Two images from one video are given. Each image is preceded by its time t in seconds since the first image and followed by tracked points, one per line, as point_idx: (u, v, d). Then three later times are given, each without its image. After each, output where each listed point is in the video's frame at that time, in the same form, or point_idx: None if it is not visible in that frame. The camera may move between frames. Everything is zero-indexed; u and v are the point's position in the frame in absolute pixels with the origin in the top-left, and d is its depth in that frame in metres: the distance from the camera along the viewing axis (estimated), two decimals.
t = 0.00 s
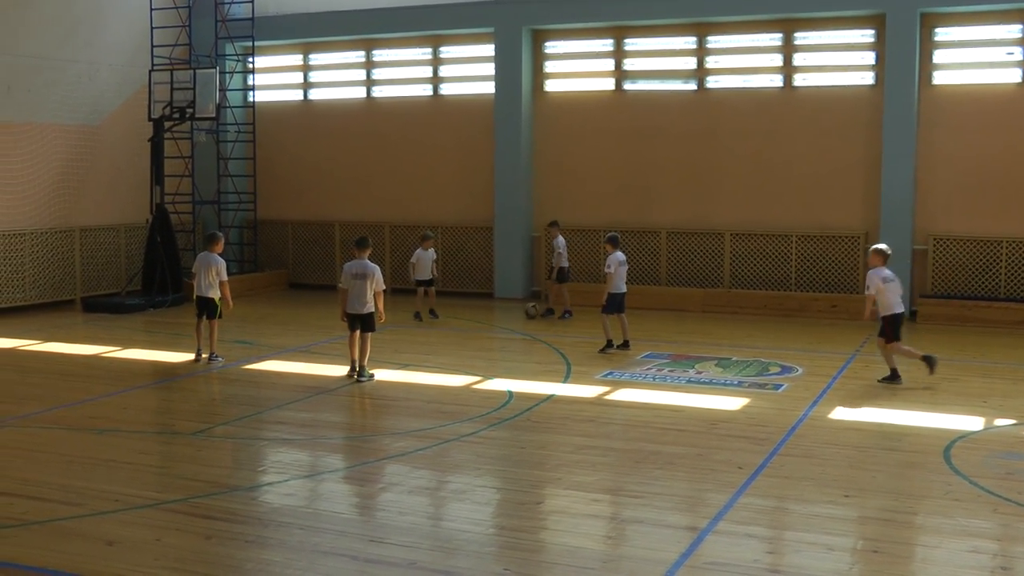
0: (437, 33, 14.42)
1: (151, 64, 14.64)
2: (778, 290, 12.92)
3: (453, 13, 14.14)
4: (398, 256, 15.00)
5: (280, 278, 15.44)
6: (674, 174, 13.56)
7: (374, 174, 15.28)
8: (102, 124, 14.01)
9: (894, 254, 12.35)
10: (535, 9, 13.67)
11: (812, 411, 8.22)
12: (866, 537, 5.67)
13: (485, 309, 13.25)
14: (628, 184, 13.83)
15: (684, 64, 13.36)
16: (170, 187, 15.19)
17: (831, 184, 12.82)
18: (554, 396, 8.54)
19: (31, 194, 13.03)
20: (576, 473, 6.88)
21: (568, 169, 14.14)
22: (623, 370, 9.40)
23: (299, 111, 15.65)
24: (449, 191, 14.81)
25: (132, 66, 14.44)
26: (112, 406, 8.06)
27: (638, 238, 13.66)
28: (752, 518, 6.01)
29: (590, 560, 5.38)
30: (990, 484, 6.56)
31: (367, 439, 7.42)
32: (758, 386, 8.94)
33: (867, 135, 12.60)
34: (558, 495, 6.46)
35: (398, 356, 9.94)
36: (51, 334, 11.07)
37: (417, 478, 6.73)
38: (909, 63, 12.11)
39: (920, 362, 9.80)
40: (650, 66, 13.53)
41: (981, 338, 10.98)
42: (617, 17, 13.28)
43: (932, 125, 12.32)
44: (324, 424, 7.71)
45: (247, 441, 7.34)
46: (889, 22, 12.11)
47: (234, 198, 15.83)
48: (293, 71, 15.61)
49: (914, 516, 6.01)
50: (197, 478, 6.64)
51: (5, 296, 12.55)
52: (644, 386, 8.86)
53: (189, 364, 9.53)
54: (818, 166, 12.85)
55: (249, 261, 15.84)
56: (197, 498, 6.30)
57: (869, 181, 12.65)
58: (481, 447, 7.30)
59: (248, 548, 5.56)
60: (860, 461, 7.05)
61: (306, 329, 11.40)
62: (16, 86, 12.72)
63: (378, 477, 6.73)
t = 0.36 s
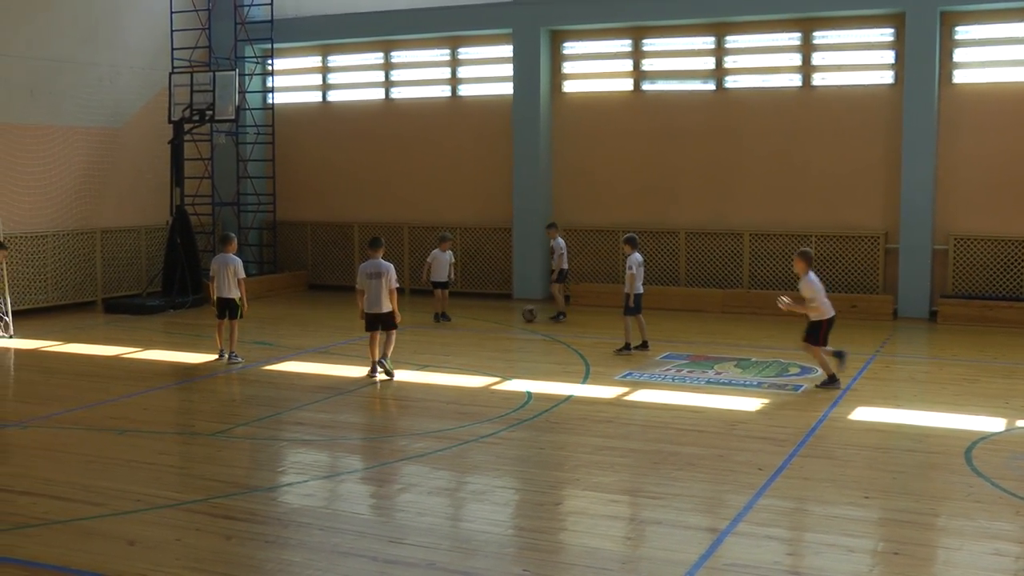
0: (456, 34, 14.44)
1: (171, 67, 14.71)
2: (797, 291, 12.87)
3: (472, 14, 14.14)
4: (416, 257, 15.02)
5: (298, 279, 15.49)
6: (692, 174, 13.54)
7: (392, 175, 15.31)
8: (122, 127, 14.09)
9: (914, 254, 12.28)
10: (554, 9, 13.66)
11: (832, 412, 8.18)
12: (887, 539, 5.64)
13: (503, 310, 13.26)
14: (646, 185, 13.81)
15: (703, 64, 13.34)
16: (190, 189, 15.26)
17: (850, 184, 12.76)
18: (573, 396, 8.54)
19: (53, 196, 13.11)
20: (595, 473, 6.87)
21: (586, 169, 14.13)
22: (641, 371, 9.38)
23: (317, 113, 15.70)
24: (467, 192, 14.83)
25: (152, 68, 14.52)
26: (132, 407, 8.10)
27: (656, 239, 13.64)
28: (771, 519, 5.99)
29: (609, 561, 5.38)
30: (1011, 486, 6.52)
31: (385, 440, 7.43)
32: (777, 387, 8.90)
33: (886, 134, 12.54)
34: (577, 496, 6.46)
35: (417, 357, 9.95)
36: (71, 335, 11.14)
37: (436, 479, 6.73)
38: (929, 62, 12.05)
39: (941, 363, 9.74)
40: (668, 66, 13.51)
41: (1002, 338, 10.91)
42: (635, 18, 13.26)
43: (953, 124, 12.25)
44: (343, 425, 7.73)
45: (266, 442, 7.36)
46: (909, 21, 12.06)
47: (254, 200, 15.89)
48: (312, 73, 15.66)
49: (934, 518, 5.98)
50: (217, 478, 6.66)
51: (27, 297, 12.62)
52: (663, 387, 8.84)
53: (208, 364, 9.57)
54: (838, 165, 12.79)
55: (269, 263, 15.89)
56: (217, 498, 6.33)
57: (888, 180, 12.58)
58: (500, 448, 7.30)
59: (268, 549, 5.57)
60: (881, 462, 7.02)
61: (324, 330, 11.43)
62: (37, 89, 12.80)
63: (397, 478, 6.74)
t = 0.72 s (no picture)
0: (471, 35, 14.44)
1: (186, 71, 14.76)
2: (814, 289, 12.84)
3: (486, 15, 14.14)
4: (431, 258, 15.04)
5: (316, 281, 15.52)
6: (708, 174, 13.51)
7: (408, 177, 15.33)
8: (139, 131, 14.15)
9: (931, 252, 12.23)
10: (569, 10, 13.65)
11: (850, 411, 8.15)
12: (906, 538, 5.61)
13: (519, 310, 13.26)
14: (662, 184, 13.79)
15: (718, 63, 13.31)
16: (207, 192, 15.32)
17: (867, 182, 12.72)
18: (590, 396, 8.53)
19: (71, 200, 13.19)
20: (613, 473, 6.87)
21: (602, 170, 14.13)
22: (659, 371, 9.37)
23: (333, 115, 15.74)
24: (482, 193, 14.84)
25: (168, 72, 14.57)
26: (151, 409, 8.14)
27: (672, 238, 13.62)
28: (790, 519, 5.97)
29: (627, 561, 5.37)
30: None
31: (403, 441, 7.44)
32: (795, 386, 8.87)
33: (903, 132, 12.49)
34: (595, 496, 6.45)
35: (434, 359, 9.96)
36: (89, 338, 11.20)
37: (455, 480, 6.74)
38: (945, 60, 11.99)
39: (960, 361, 9.69)
40: (684, 66, 13.49)
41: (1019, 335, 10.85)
42: (650, 18, 13.24)
43: (970, 121, 12.19)
44: (361, 427, 7.74)
45: (285, 444, 7.38)
46: (925, 18, 12.01)
47: (270, 203, 15.93)
48: (327, 76, 15.69)
49: (954, 517, 5.95)
50: (236, 480, 6.68)
51: (47, 301, 12.75)
52: (680, 387, 8.82)
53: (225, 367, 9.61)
54: (854, 163, 12.75)
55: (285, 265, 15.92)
56: (236, 500, 6.35)
57: (905, 178, 12.53)
58: (518, 449, 7.30)
59: (287, 550, 5.59)
60: (900, 461, 6.99)
61: (341, 332, 11.45)
62: (55, 94, 12.87)
63: (415, 479, 6.76)
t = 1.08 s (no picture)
0: (488, 36, 14.44)
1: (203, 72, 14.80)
2: (831, 289, 12.80)
3: (502, 15, 14.15)
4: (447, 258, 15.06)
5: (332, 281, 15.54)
6: (724, 174, 13.49)
7: (424, 177, 15.34)
8: (156, 132, 14.18)
9: (948, 252, 12.19)
10: (586, 10, 13.63)
11: (867, 412, 8.12)
12: (923, 539, 5.59)
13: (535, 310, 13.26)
14: (678, 184, 13.77)
15: (735, 63, 13.28)
16: (224, 193, 15.36)
17: (884, 182, 12.68)
18: (607, 397, 8.52)
19: (90, 201, 13.23)
20: (629, 474, 6.86)
21: (617, 170, 14.11)
22: (676, 371, 9.35)
23: (349, 115, 15.77)
24: (498, 193, 14.85)
25: (185, 73, 14.61)
26: (168, 409, 8.16)
27: (688, 239, 13.61)
28: (807, 520, 5.96)
29: (644, 562, 5.36)
30: None
31: (420, 442, 7.44)
32: (812, 387, 8.85)
33: (920, 132, 12.45)
34: (612, 497, 6.44)
35: (450, 359, 9.96)
36: (105, 338, 11.23)
37: (471, 480, 6.74)
38: (963, 59, 11.95)
39: (977, 362, 9.64)
40: (700, 66, 13.47)
41: None
42: (667, 18, 13.22)
43: (987, 121, 12.14)
44: (377, 427, 7.74)
45: (302, 444, 7.38)
46: (943, 17, 11.97)
47: (287, 203, 15.96)
48: (344, 76, 15.71)
49: (972, 518, 5.92)
50: (254, 480, 6.69)
51: (65, 301, 12.82)
52: (697, 388, 8.81)
53: (242, 366, 9.64)
54: (872, 163, 12.71)
55: (302, 265, 15.94)
56: (253, 500, 6.36)
57: (922, 178, 12.49)
58: (535, 449, 7.29)
59: (304, 550, 5.60)
60: (918, 463, 6.96)
61: (356, 332, 11.45)
62: (72, 96, 12.91)
63: (432, 479, 6.76)
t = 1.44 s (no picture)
0: (504, 37, 14.45)
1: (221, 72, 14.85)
2: (847, 291, 12.76)
3: (518, 16, 14.16)
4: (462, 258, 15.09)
5: (348, 281, 15.57)
6: (740, 175, 13.47)
7: (441, 177, 15.36)
8: (173, 132, 14.23)
9: (965, 255, 12.13)
10: (603, 10, 13.61)
11: (883, 414, 8.09)
12: (940, 543, 5.56)
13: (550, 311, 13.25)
14: (694, 185, 13.76)
15: (751, 64, 13.25)
16: (241, 193, 15.41)
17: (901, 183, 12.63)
18: (622, 398, 8.51)
19: (108, 200, 13.30)
20: (644, 475, 6.85)
21: (633, 171, 14.10)
22: (691, 372, 9.33)
23: (365, 116, 15.80)
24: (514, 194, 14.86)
25: (202, 73, 14.66)
26: (184, 408, 8.19)
27: (704, 240, 13.59)
28: (823, 522, 5.94)
29: (659, 564, 5.35)
30: None
31: (435, 442, 7.44)
32: (828, 388, 8.82)
33: (938, 133, 12.39)
34: (627, 498, 6.43)
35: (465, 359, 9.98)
36: (122, 337, 11.28)
37: (487, 481, 6.74)
38: (981, 60, 11.89)
39: (994, 364, 9.60)
40: (716, 67, 13.45)
41: None
42: (683, 18, 13.20)
43: (1005, 122, 12.07)
44: (392, 427, 7.75)
45: (318, 443, 7.40)
46: (961, 18, 11.91)
47: (303, 203, 16.00)
48: (360, 77, 15.75)
49: (989, 522, 5.89)
50: (270, 479, 6.71)
51: (82, 300, 12.91)
52: (713, 389, 8.79)
53: (259, 366, 9.68)
54: (889, 165, 12.67)
55: (318, 265, 15.98)
56: (269, 499, 6.38)
57: (940, 180, 12.43)
58: (551, 450, 7.29)
59: (319, 549, 5.61)
60: (935, 465, 6.93)
61: (371, 333, 11.47)
62: (90, 96, 12.96)
63: (447, 479, 6.76)
